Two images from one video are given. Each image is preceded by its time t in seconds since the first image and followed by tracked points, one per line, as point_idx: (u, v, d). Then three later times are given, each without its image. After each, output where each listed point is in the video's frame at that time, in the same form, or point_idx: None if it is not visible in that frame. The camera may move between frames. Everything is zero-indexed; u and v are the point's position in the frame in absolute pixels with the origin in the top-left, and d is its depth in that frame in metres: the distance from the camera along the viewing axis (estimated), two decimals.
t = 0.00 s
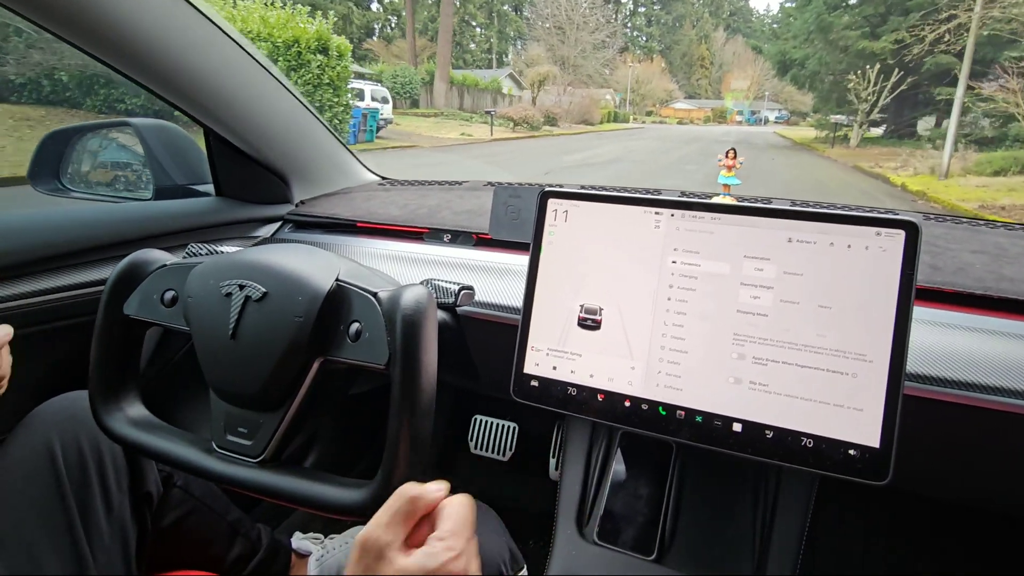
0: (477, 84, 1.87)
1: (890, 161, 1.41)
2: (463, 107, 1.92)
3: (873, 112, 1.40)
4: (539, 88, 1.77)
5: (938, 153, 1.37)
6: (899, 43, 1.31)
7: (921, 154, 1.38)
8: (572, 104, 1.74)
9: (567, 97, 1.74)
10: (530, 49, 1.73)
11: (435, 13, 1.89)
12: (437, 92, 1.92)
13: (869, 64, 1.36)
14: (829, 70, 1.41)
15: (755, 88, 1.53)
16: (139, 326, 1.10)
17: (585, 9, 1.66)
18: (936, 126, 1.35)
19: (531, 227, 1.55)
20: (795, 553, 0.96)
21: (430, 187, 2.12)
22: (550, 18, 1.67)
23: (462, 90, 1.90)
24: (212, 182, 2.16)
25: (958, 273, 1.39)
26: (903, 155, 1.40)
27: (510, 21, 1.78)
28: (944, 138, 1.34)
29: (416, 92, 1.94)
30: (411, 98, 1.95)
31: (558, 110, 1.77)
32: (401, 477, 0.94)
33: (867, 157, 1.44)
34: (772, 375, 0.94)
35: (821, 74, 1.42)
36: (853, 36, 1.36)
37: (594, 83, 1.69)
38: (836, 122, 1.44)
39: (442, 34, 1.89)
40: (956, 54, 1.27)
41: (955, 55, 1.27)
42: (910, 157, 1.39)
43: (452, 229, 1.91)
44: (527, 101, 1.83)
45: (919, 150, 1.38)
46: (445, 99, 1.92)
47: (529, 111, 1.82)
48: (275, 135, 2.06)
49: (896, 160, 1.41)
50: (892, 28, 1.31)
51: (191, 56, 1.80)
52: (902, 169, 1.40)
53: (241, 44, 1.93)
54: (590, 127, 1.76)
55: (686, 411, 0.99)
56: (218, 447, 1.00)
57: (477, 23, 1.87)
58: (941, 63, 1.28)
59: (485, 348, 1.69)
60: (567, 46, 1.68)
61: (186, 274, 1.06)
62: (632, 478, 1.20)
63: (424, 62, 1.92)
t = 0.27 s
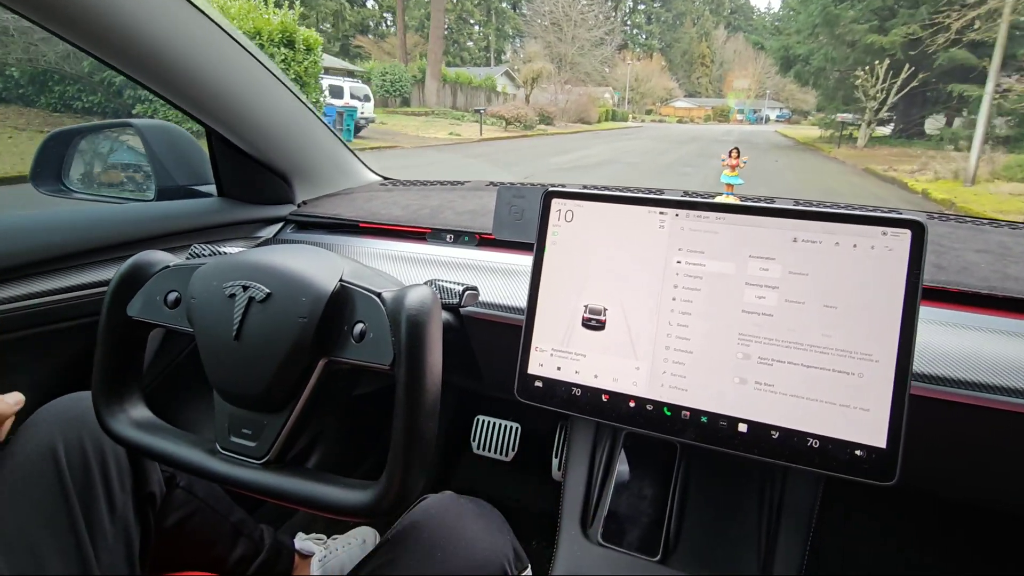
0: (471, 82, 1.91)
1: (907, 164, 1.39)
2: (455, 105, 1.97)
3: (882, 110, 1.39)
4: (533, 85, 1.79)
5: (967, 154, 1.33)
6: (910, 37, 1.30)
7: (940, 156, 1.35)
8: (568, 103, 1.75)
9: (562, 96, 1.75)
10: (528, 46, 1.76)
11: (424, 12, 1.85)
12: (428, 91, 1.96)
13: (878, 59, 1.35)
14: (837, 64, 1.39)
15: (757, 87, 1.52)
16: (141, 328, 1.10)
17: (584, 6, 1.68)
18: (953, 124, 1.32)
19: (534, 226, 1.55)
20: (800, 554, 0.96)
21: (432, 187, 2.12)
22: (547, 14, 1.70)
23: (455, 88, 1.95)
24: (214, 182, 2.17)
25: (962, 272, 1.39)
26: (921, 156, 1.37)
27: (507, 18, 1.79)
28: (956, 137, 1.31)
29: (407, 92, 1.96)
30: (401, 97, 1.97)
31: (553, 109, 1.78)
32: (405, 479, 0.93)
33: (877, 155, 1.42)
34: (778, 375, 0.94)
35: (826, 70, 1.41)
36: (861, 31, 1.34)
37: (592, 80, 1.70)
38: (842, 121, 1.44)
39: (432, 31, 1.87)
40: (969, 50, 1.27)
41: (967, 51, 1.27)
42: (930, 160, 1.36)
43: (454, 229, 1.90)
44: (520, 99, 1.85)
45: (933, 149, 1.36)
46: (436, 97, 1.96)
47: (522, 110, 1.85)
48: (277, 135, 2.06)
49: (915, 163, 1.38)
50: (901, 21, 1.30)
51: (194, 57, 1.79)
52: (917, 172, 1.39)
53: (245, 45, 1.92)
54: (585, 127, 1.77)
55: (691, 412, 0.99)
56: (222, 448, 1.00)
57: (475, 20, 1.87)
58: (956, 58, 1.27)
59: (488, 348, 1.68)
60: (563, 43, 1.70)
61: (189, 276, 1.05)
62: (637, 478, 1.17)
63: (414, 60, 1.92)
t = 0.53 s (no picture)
0: (464, 80, 1.87)
1: (917, 165, 1.39)
2: (446, 104, 1.94)
3: (888, 109, 1.38)
4: (525, 83, 1.79)
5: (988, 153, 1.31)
6: (917, 32, 1.29)
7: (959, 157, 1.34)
8: (563, 101, 1.75)
9: (557, 96, 1.75)
10: (524, 44, 1.74)
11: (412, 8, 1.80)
12: (419, 89, 1.93)
13: (884, 55, 1.34)
14: (840, 59, 1.38)
15: (756, 86, 1.52)
16: (137, 325, 1.10)
17: (580, 3, 1.66)
18: (960, 123, 1.33)
19: (531, 224, 1.55)
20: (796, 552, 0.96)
21: (429, 185, 2.12)
22: (543, 12, 1.69)
23: (447, 86, 1.91)
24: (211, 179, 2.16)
25: (959, 271, 1.39)
26: (929, 156, 1.37)
27: (503, 16, 1.77)
28: (963, 135, 1.32)
29: (396, 90, 1.95)
30: (391, 96, 1.97)
31: (547, 108, 1.78)
32: (400, 477, 0.93)
33: (884, 154, 1.41)
34: (773, 373, 0.94)
35: (829, 66, 1.40)
36: (868, 24, 1.33)
37: (589, 79, 1.70)
38: (846, 119, 1.43)
39: (423, 29, 1.82)
40: (981, 45, 1.26)
41: (979, 45, 1.26)
42: (948, 163, 1.35)
43: (452, 227, 1.90)
44: (511, 98, 1.85)
45: (945, 149, 1.35)
46: (426, 96, 1.93)
47: (514, 109, 1.84)
48: (274, 133, 2.06)
49: (934, 166, 1.37)
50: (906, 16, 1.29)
51: (193, 56, 1.79)
52: (926, 173, 1.38)
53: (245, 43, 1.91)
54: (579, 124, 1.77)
55: (687, 410, 0.98)
56: (217, 446, 1.00)
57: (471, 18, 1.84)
58: (966, 53, 1.26)
59: (485, 346, 1.68)
60: (560, 40, 1.69)
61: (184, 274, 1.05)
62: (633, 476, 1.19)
63: (404, 58, 1.90)
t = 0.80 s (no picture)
0: (456, 79, 1.86)
1: (928, 168, 1.37)
2: (438, 104, 1.91)
3: (893, 108, 1.37)
4: (517, 83, 1.78)
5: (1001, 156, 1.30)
6: (924, 26, 1.29)
7: (976, 159, 1.32)
8: (558, 101, 1.74)
9: (553, 95, 1.73)
10: (519, 43, 1.72)
11: (405, 4, 1.79)
12: (409, 88, 1.90)
13: (889, 51, 1.34)
14: (842, 56, 1.39)
15: (754, 84, 1.52)
16: (138, 325, 1.10)
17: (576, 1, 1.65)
18: (966, 122, 1.31)
19: (530, 223, 1.55)
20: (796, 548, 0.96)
21: (429, 184, 2.12)
22: (537, 11, 1.68)
23: (439, 85, 1.88)
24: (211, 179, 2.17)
25: (958, 269, 1.40)
26: (936, 157, 1.36)
27: (502, 15, 1.74)
28: (971, 135, 1.30)
29: (386, 90, 1.92)
30: (381, 95, 1.94)
31: (541, 107, 1.77)
32: (401, 475, 0.93)
33: (887, 155, 1.40)
34: (773, 371, 0.94)
35: (830, 63, 1.40)
36: (874, 19, 1.34)
37: (585, 77, 1.70)
38: (850, 119, 1.42)
39: (413, 23, 1.81)
40: (993, 41, 1.26)
41: (988, 40, 1.26)
42: (966, 168, 1.34)
43: (451, 226, 1.90)
44: (502, 97, 1.83)
45: (952, 150, 1.34)
46: (417, 95, 1.91)
47: (506, 108, 1.82)
48: (273, 132, 2.06)
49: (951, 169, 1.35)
50: (911, 10, 1.30)
51: (192, 57, 1.79)
52: (935, 177, 1.37)
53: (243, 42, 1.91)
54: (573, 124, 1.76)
55: (687, 407, 0.99)
56: (218, 445, 1.00)
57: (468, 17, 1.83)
58: (975, 49, 1.26)
59: (485, 345, 1.69)
60: (556, 38, 1.68)
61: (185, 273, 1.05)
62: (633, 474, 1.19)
63: (394, 57, 1.87)
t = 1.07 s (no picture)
0: (449, 79, 1.87)
1: (938, 171, 1.37)
2: (429, 104, 1.92)
3: (896, 108, 1.36)
4: (508, 82, 1.80)
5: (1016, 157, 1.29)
6: (927, 23, 1.26)
7: (996, 162, 1.32)
8: (553, 100, 1.76)
9: (548, 95, 1.75)
10: (514, 42, 1.74)
11: (393, 4, 1.80)
12: (399, 87, 1.92)
13: (892, 48, 1.31)
14: (841, 54, 1.37)
15: (752, 85, 1.50)
16: (134, 325, 1.09)
17: None
18: (971, 121, 1.31)
19: (528, 222, 1.55)
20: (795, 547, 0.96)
21: (427, 184, 2.12)
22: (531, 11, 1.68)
23: (431, 85, 1.89)
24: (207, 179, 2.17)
25: (956, 267, 1.39)
26: (941, 159, 1.36)
27: (496, 14, 1.75)
28: (976, 135, 1.31)
29: (376, 90, 1.94)
30: (370, 95, 1.95)
31: (534, 107, 1.79)
32: (399, 476, 0.93)
33: (889, 157, 1.41)
34: (772, 370, 0.94)
35: (829, 61, 1.39)
36: (873, 16, 1.31)
37: (580, 77, 1.70)
38: (851, 119, 1.42)
39: (404, 23, 1.82)
40: (998, 38, 1.24)
41: (993, 37, 1.24)
42: (984, 172, 1.34)
43: (449, 225, 1.90)
44: (494, 97, 1.86)
45: (958, 151, 1.34)
46: (409, 95, 1.92)
47: (497, 109, 1.85)
48: (271, 132, 2.06)
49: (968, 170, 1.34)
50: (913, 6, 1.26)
51: (189, 57, 1.79)
52: (944, 180, 1.37)
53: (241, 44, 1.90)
54: (571, 124, 1.77)
55: (686, 407, 0.99)
56: (216, 446, 1.00)
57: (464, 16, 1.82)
58: (981, 46, 1.24)
59: (483, 344, 1.68)
60: (549, 37, 1.68)
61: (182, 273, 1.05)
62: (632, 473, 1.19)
63: (385, 57, 1.88)
